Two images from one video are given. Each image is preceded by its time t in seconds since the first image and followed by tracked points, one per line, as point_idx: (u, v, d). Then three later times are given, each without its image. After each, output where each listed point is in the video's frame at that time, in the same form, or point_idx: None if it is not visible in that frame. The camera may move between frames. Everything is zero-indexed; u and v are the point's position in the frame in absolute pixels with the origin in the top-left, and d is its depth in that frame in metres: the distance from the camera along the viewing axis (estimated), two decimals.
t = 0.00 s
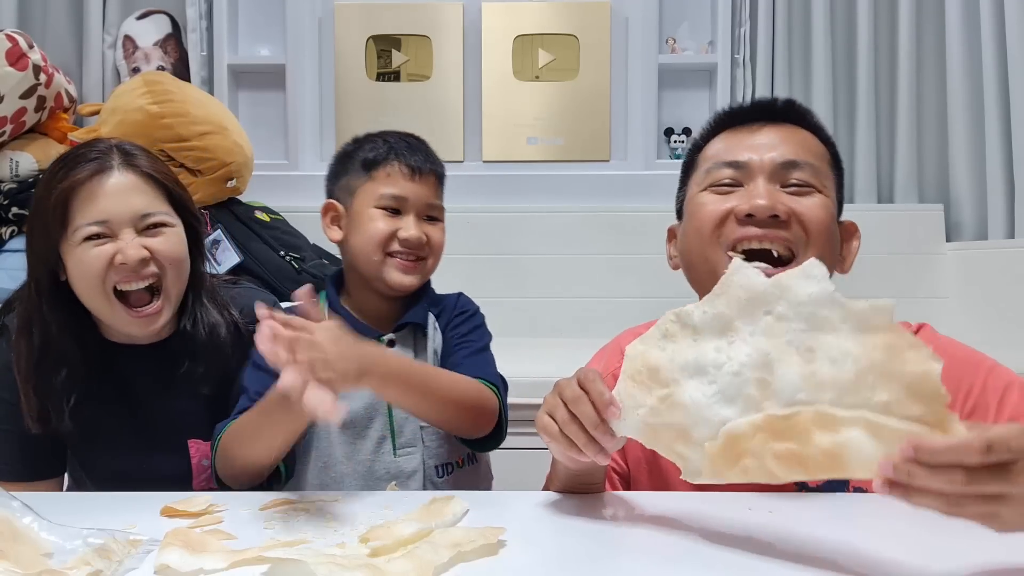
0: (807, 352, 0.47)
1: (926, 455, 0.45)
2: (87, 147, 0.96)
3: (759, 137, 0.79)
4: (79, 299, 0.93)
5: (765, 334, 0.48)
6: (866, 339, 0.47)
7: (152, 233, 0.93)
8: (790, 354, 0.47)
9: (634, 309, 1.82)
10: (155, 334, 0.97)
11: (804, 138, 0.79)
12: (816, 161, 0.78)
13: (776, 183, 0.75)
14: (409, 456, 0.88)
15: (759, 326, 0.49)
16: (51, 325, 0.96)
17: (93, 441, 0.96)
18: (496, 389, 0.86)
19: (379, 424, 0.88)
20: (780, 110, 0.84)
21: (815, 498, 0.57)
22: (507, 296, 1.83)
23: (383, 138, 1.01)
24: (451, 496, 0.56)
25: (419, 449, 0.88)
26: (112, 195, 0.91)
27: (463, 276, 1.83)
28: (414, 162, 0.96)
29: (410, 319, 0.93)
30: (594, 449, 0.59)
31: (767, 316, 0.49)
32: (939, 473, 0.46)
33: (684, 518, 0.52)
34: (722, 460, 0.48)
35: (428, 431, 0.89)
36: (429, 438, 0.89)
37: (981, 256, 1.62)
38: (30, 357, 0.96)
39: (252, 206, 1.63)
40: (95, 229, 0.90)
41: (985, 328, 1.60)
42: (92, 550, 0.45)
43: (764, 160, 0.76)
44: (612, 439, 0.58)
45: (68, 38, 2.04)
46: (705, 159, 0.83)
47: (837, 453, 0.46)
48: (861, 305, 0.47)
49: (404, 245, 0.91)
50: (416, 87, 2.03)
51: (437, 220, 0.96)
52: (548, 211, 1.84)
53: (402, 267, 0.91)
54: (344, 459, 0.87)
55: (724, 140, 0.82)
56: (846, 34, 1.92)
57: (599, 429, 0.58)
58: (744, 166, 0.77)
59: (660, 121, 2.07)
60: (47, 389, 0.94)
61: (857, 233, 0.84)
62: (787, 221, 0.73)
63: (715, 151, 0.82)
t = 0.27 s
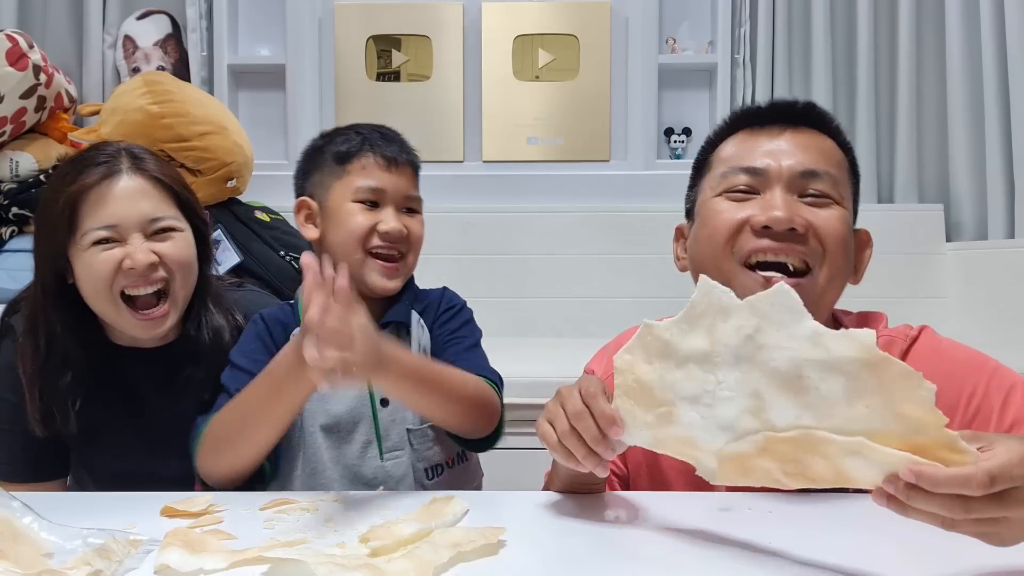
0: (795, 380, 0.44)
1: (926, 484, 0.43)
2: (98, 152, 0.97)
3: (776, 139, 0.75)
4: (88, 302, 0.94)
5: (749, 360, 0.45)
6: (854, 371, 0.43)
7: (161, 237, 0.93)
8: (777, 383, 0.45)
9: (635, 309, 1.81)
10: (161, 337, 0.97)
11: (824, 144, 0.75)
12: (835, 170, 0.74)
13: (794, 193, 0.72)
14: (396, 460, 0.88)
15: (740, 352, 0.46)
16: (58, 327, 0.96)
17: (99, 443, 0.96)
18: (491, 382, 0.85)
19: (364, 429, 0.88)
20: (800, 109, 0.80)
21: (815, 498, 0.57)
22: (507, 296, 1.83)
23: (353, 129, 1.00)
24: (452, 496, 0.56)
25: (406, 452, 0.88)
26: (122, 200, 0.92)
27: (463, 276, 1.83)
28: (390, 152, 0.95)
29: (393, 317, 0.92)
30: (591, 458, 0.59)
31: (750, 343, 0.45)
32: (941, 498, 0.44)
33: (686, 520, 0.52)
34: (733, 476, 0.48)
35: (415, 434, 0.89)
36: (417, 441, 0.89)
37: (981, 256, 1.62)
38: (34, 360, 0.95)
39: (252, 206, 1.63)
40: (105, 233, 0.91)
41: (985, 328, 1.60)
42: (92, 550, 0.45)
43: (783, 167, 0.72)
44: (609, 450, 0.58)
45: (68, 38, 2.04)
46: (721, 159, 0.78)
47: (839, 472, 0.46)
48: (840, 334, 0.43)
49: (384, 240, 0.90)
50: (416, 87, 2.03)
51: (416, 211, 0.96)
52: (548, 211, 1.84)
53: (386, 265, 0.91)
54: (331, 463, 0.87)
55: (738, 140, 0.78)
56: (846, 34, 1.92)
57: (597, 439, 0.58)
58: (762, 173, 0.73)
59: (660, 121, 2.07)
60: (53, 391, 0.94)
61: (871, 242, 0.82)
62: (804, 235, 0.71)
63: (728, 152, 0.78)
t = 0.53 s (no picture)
0: (793, 379, 0.44)
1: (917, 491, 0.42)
2: (136, 159, 0.97)
3: (821, 157, 0.67)
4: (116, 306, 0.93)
5: (750, 358, 0.45)
6: (853, 373, 0.42)
7: (195, 247, 0.93)
8: (776, 382, 0.44)
9: (634, 309, 1.82)
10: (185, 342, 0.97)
11: (872, 169, 0.68)
12: (883, 201, 0.67)
13: (841, 228, 0.64)
14: (393, 461, 0.87)
15: (742, 348, 0.45)
16: (88, 330, 0.96)
17: (128, 443, 0.97)
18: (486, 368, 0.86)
19: (360, 428, 0.87)
20: (843, 120, 0.72)
21: (811, 498, 0.57)
22: (506, 296, 1.83)
23: (346, 131, 1.00)
24: (451, 496, 0.56)
25: (402, 453, 0.88)
26: (158, 207, 0.92)
27: (462, 277, 1.83)
28: (384, 153, 0.95)
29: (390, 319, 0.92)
30: (590, 454, 0.59)
31: (752, 341, 0.45)
32: (932, 507, 0.44)
33: (681, 520, 0.52)
34: (723, 474, 0.49)
35: (411, 434, 0.89)
36: (414, 442, 0.89)
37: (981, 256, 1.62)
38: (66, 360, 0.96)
39: (252, 206, 1.63)
40: (138, 240, 0.90)
41: (984, 328, 1.60)
42: (93, 550, 0.45)
43: (833, 196, 0.64)
44: (607, 447, 0.58)
45: (68, 38, 2.04)
46: (759, 173, 0.70)
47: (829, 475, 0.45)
48: (843, 335, 0.42)
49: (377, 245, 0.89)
50: (416, 87, 2.03)
51: (412, 212, 0.95)
52: (548, 211, 1.84)
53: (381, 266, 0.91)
54: (329, 463, 0.87)
55: (778, 151, 0.70)
56: (846, 34, 1.92)
57: (597, 436, 0.58)
58: (808, 199, 0.65)
59: (660, 122, 2.07)
60: (87, 392, 0.95)
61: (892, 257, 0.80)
62: (848, 276, 0.63)
63: (766, 163, 0.70)
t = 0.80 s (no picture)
0: (782, 388, 0.44)
1: (909, 500, 0.42)
2: (154, 164, 0.97)
3: (848, 163, 0.66)
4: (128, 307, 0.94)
5: (739, 365, 0.45)
6: (844, 383, 0.42)
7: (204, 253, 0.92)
8: (765, 392, 0.45)
9: (633, 309, 1.82)
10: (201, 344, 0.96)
11: (897, 183, 0.67)
12: (903, 215, 0.66)
13: (857, 237, 0.64)
14: (388, 466, 0.87)
15: (730, 356, 0.45)
16: (110, 331, 0.96)
17: (145, 447, 0.97)
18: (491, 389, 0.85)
19: (357, 432, 0.87)
20: (871, 129, 0.72)
21: (809, 498, 0.57)
22: (506, 296, 1.83)
23: (348, 135, 1.01)
24: (451, 496, 0.56)
25: (399, 459, 0.88)
26: (170, 212, 0.92)
27: (462, 277, 1.83)
28: (385, 158, 0.95)
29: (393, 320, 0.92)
30: (590, 455, 0.59)
31: (739, 346, 0.45)
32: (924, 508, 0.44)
33: (676, 519, 0.52)
34: (716, 474, 0.49)
35: (409, 440, 0.89)
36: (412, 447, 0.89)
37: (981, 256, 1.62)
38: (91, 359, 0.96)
39: (252, 206, 1.63)
40: (149, 243, 0.90)
41: (984, 328, 1.60)
42: (93, 550, 0.45)
43: (854, 206, 0.64)
44: (606, 446, 0.59)
45: (68, 38, 2.04)
46: (784, 172, 0.70)
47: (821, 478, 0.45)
48: (831, 343, 0.42)
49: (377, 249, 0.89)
50: (416, 87, 2.03)
51: (414, 217, 0.95)
52: (547, 211, 1.84)
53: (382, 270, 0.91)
54: (327, 464, 0.87)
55: (806, 153, 0.70)
56: (846, 34, 1.92)
57: (595, 437, 0.59)
58: (828, 206, 0.65)
59: (660, 121, 2.07)
60: (113, 390, 0.96)
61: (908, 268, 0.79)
62: (857, 288, 0.63)
63: (795, 163, 0.70)
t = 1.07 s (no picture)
0: (774, 397, 0.44)
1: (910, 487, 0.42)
2: (159, 158, 0.98)
3: (861, 145, 0.70)
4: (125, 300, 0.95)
5: (728, 378, 0.45)
6: (838, 388, 0.42)
7: (197, 247, 0.91)
8: (757, 404, 0.45)
9: (633, 309, 1.82)
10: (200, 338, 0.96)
11: (908, 163, 0.71)
12: (915, 197, 0.70)
13: (865, 212, 0.68)
14: (405, 461, 0.87)
15: (716, 369, 0.45)
16: (110, 326, 0.97)
17: (144, 445, 0.97)
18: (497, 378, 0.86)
19: (371, 430, 0.88)
20: (884, 113, 0.75)
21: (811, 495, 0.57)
22: (506, 296, 1.83)
23: (348, 131, 1.01)
24: (451, 496, 0.56)
25: (415, 453, 0.88)
26: (163, 204, 0.92)
27: (462, 276, 1.83)
28: (385, 153, 0.95)
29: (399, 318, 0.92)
30: (588, 470, 0.59)
31: (724, 359, 0.45)
32: (928, 497, 0.45)
33: (676, 520, 0.52)
34: (717, 476, 0.49)
35: (423, 435, 0.89)
36: (426, 443, 0.89)
37: (981, 256, 1.62)
38: (91, 355, 0.97)
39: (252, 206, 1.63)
40: (142, 235, 0.91)
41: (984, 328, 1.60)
42: (93, 550, 0.45)
43: (864, 183, 0.67)
44: (601, 462, 0.58)
45: (68, 38, 2.04)
46: (802, 155, 0.74)
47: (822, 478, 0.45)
48: (817, 351, 0.42)
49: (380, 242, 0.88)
50: (416, 87, 2.03)
51: (415, 213, 0.95)
52: (547, 211, 1.84)
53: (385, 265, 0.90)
54: (341, 463, 0.86)
55: (824, 136, 0.74)
56: (846, 34, 1.92)
57: (591, 455, 0.58)
58: (839, 182, 0.68)
59: (660, 122, 2.07)
60: (111, 384, 0.96)
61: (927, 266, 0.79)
62: (856, 255, 0.66)
63: (813, 145, 0.74)
